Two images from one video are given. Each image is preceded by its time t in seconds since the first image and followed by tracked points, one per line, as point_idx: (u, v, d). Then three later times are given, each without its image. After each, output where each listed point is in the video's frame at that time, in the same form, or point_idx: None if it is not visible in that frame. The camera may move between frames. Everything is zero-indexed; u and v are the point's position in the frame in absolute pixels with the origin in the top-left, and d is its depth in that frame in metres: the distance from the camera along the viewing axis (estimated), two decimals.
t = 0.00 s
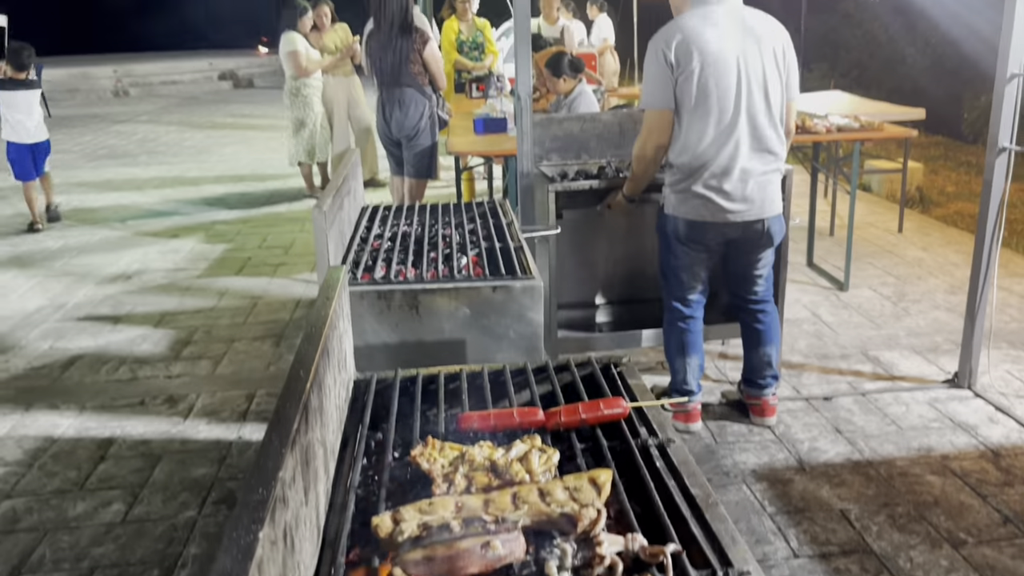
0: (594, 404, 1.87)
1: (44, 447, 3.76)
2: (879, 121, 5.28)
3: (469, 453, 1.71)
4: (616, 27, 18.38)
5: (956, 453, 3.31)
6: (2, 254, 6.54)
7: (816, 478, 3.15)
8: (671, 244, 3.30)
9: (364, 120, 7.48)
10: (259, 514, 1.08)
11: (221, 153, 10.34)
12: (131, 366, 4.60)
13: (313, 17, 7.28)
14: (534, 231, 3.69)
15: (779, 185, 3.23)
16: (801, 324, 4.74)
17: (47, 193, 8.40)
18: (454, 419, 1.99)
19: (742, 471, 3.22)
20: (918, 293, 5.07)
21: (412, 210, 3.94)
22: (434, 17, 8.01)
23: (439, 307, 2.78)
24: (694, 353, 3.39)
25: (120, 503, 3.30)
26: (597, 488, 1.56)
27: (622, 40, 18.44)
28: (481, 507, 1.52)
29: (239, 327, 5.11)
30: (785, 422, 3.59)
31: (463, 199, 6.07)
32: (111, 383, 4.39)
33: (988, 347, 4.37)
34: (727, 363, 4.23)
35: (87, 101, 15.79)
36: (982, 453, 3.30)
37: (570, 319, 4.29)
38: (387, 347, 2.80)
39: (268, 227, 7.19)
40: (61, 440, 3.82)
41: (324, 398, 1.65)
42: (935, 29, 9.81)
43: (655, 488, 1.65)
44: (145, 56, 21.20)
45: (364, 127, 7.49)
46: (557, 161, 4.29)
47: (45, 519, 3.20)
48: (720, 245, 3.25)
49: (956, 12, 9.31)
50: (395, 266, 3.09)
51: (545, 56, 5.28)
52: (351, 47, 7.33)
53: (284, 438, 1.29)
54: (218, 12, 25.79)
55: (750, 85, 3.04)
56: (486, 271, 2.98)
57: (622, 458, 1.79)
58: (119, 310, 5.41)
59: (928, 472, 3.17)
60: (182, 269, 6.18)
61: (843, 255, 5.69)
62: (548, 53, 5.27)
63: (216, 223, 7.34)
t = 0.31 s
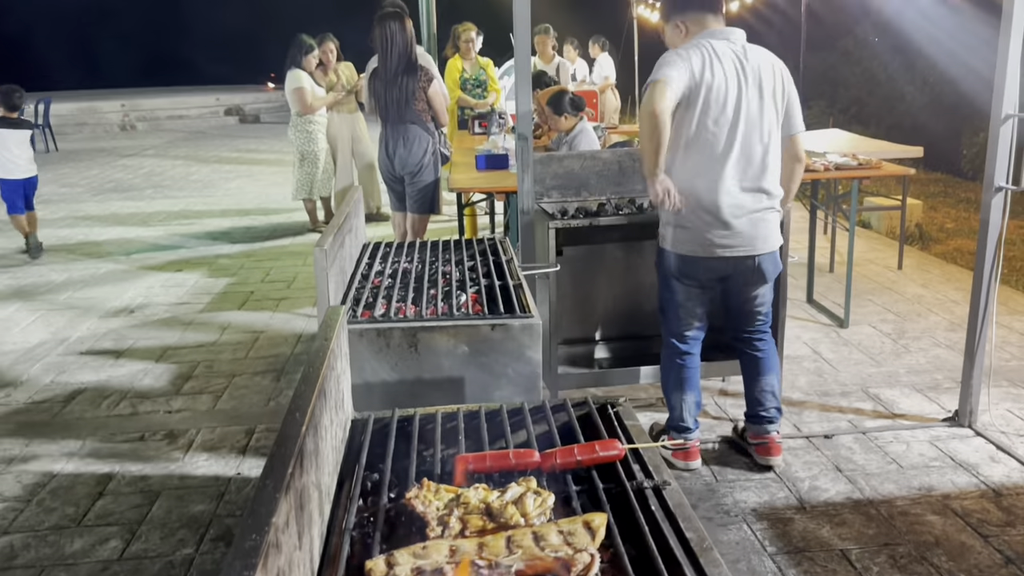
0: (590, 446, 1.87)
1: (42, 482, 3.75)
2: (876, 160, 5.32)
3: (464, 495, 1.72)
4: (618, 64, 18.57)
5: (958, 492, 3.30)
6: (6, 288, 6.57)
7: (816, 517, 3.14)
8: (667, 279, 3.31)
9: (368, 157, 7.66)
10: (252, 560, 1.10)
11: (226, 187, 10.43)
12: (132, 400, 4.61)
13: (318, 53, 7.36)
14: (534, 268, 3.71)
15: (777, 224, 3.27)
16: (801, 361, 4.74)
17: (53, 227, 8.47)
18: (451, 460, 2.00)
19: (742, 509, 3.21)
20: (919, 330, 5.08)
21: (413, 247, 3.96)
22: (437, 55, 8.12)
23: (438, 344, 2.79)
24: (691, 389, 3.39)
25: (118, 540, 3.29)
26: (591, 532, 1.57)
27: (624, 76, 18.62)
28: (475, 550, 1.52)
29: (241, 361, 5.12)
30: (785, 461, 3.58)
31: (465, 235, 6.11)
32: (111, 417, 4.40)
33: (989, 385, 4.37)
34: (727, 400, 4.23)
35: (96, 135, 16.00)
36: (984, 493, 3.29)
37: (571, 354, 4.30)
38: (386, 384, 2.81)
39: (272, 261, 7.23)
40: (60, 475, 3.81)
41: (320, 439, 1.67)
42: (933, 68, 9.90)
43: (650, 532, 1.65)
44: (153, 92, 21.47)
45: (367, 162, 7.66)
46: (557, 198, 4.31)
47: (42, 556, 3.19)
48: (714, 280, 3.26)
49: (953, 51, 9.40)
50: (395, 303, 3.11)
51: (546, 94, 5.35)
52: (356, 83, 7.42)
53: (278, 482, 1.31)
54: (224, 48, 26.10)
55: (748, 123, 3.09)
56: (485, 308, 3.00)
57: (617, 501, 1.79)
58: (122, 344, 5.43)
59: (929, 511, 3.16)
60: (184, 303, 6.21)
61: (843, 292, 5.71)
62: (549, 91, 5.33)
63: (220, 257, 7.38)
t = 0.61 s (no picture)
0: (590, 477, 1.87)
1: (41, 510, 3.74)
2: (877, 189, 5.35)
3: (464, 525, 1.72)
4: (620, 92, 18.70)
5: (961, 523, 3.28)
6: (10, 313, 6.59)
7: (817, 547, 3.12)
8: (724, 314, 3.05)
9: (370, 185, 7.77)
10: None
11: (230, 214, 10.48)
12: (134, 428, 4.60)
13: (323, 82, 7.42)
14: (535, 296, 3.72)
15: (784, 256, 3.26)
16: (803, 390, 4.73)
17: (58, 252, 8.50)
18: (450, 489, 1.99)
19: (744, 540, 3.19)
20: (920, 359, 5.07)
21: (415, 275, 3.98)
22: (440, 84, 8.19)
23: (439, 373, 2.80)
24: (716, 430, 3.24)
25: (116, 568, 3.27)
26: (591, 563, 1.56)
27: (625, 105, 18.76)
28: None
29: (242, 388, 5.12)
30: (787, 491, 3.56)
31: (466, 263, 6.12)
32: (114, 445, 4.38)
33: (992, 415, 4.35)
34: (729, 429, 4.21)
35: (102, 162, 16.14)
36: (987, 524, 3.27)
37: (573, 383, 4.30)
38: (387, 413, 2.81)
39: (274, 288, 7.25)
40: (60, 503, 3.80)
41: (321, 468, 1.68)
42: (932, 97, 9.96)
43: (649, 564, 1.64)
44: (159, 119, 21.66)
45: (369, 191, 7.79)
46: (558, 227, 4.34)
47: None
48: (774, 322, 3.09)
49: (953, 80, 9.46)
50: (397, 331, 3.12)
51: (547, 123, 5.38)
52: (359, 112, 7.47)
53: (277, 514, 1.32)
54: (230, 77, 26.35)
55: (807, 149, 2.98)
56: (487, 337, 3.01)
57: (617, 532, 1.79)
58: (123, 370, 5.43)
59: (933, 543, 3.14)
60: (187, 330, 6.22)
61: (845, 321, 5.71)
62: (550, 120, 5.36)
63: (223, 283, 7.41)
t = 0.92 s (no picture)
0: (595, 488, 1.87)
1: (44, 522, 3.73)
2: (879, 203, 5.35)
3: (469, 537, 1.72)
4: (623, 106, 18.75)
5: (966, 537, 3.27)
6: (13, 325, 6.60)
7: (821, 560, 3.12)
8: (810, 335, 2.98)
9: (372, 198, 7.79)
10: None
11: (234, 226, 10.51)
12: (135, 440, 4.59)
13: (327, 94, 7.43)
14: (538, 308, 3.72)
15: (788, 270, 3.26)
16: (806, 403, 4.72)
17: (61, 264, 8.52)
18: (454, 501, 1.99)
19: (748, 553, 3.18)
20: (924, 372, 5.07)
21: (419, 287, 3.98)
22: (443, 98, 8.22)
23: (442, 385, 2.80)
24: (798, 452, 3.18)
25: None
26: None
27: (628, 118, 18.81)
28: None
29: (245, 400, 5.12)
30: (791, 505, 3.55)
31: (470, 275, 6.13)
32: (116, 458, 4.37)
33: (996, 428, 4.34)
34: (733, 442, 4.20)
35: (105, 175, 16.19)
36: (992, 538, 3.26)
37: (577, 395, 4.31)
38: (391, 426, 2.82)
39: (278, 300, 7.26)
40: (62, 515, 3.80)
41: (326, 478, 1.68)
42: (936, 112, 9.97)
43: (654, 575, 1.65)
44: (163, 132, 21.72)
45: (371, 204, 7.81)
46: (562, 239, 4.34)
47: None
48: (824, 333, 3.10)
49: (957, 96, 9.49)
50: (401, 343, 3.12)
51: (550, 135, 5.40)
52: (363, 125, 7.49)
53: (283, 525, 1.32)
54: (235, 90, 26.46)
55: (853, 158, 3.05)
56: (491, 348, 3.01)
57: (622, 543, 1.79)
58: (126, 382, 5.43)
59: (938, 557, 3.13)
60: (190, 342, 6.22)
61: (848, 334, 5.70)
62: (552, 133, 5.37)
63: (226, 296, 7.41)
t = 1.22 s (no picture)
0: (599, 499, 1.87)
1: (47, 531, 3.73)
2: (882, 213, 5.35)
3: (473, 548, 1.72)
4: (627, 117, 18.78)
5: (971, 549, 3.25)
6: (17, 334, 6.61)
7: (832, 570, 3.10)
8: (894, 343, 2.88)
9: (377, 209, 7.82)
10: None
11: (238, 236, 10.53)
12: (139, 449, 4.59)
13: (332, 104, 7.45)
14: (541, 319, 3.73)
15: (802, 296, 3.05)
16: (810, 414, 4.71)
17: (66, 273, 8.54)
18: (458, 511, 1.99)
19: (752, 563, 3.17)
20: (928, 383, 5.06)
21: (423, 297, 3.99)
22: (446, 108, 8.24)
23: (446, 395, 2.80)
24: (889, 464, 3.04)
25: None
26: None
27: (631, 129, 18.84)
28: None
29: (248, 410, 5.12)
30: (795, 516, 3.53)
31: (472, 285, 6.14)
32: (119, 467, 4.37)
33: (1000, 440, 4.33)
34: (736, 452, 4.20)
35: (110, 185, 16.25)
36: (997, 549, 3.25)
37: (580, 405, 4.30)
38: (394, 436, 2.82)
39: (281, 309, 7.27)
40: (65, 524, 3.80)
41: (330, 488, 1.68)
42: (937, 122, 9.88)
43: None
44: (168, 142, 21.79)
45: (375, 215, 7.83)
46: (565, 250, 4.35)
47: None
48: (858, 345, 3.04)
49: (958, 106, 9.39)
50: (404, 353, 3.13)
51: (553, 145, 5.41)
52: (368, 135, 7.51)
53: (287, 534, 1.32)
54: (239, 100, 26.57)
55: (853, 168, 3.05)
56: (495, 358, 3.01)
57: (627, 555, 1.78)
58: (130, 392, 5.43)
59: (942, 569, 3.12)
60: (194, 351, 6.23)
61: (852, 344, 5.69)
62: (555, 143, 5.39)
63: (229, 305, 7.43)
